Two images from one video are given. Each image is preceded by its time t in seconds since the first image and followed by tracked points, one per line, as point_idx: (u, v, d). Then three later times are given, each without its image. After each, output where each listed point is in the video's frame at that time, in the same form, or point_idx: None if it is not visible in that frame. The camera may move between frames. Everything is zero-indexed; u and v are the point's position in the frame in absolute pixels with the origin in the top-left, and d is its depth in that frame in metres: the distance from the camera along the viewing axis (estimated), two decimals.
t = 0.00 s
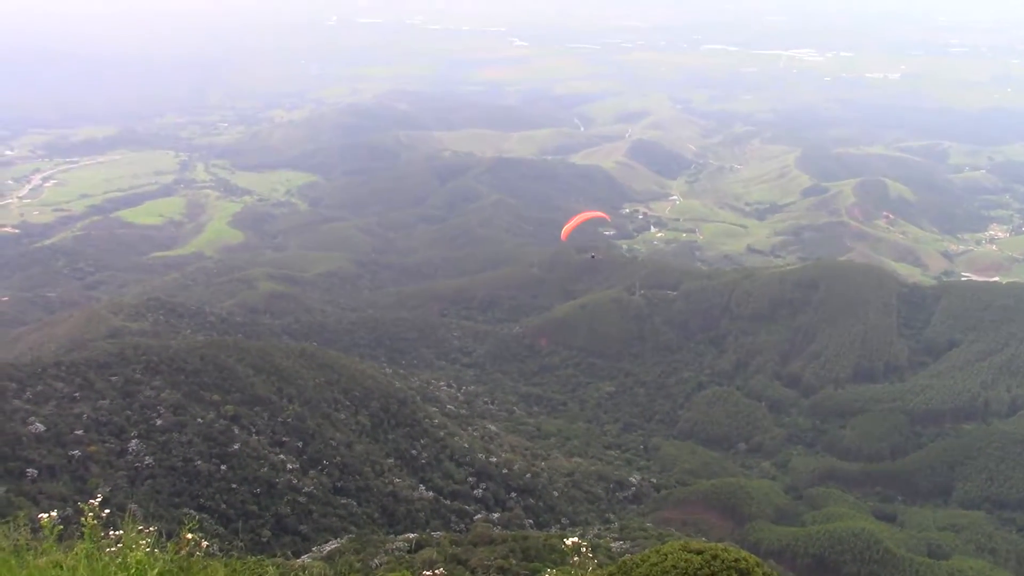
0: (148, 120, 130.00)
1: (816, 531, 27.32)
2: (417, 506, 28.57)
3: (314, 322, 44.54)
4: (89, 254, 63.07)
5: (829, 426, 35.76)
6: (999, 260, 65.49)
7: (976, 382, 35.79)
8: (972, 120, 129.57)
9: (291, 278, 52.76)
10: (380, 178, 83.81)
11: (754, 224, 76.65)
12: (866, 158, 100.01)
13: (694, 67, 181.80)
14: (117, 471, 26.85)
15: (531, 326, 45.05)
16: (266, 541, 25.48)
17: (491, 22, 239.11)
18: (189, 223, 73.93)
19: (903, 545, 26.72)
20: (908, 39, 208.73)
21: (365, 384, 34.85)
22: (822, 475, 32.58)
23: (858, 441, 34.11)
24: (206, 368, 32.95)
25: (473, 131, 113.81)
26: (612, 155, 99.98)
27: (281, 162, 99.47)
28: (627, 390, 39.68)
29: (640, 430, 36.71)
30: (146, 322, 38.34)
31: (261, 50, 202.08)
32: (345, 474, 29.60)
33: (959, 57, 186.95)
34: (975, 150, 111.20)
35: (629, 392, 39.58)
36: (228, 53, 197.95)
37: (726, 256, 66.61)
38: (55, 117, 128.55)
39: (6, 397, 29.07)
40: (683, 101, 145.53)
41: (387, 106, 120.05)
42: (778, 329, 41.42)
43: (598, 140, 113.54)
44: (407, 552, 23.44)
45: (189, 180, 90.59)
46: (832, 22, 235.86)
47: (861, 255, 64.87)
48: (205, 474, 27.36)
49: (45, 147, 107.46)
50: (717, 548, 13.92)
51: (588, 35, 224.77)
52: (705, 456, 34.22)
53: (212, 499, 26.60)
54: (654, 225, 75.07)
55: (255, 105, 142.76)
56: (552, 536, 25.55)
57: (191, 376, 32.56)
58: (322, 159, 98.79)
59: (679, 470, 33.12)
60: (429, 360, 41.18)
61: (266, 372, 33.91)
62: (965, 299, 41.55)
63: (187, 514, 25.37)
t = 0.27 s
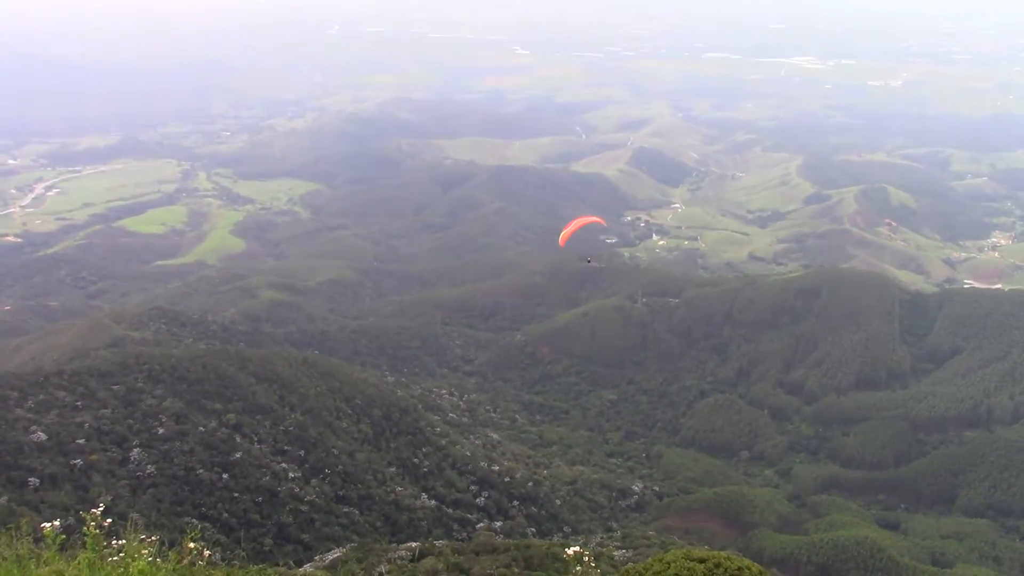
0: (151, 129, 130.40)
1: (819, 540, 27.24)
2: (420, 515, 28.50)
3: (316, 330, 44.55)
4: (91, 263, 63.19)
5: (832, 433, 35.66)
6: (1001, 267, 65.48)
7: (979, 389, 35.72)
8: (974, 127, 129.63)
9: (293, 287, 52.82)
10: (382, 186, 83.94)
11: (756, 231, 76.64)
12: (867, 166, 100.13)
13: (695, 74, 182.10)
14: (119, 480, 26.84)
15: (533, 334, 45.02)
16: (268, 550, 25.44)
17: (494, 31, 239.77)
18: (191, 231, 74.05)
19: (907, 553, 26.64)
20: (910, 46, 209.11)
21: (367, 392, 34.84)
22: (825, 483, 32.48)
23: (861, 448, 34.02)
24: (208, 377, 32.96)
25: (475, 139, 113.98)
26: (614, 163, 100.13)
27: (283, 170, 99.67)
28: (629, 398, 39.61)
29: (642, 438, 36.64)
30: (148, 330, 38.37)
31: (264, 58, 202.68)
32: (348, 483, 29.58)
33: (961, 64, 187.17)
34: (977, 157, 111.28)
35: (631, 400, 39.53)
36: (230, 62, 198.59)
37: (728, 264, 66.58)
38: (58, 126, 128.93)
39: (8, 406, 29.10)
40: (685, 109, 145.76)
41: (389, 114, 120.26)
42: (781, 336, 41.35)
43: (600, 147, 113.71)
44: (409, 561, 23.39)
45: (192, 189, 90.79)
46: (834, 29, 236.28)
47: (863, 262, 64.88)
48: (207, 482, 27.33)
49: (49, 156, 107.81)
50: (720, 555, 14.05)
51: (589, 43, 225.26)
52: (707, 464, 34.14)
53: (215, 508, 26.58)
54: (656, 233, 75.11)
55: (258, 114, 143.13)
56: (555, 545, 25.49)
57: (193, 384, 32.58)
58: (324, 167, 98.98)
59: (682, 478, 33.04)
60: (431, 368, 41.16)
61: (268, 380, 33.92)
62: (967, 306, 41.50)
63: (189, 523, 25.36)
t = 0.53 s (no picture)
0: (155, 134, 130.66)
1: (821, 548, 27.17)
2: (421, 521, 28.47)
3: (319, 336, 44.59)
4: (94, 268, 63.26)
5: (834, 442, 35.59)
6: (1004, 277, 65.46)
7: (982, 398, 35.68)
8: (977, 136, 129.66)
9: (296, 293, 52.83)
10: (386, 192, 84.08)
11: (759, 239, 76.70)
12: (870, 175, 100.18)
13: (699, 82, 182.47)
14: (120, 485, 26.85)
15: (535, 341, 44.98)
16: (269, 556, 25.42)
17: (497, 38, 240.32)
18: (194, 237, 74.14)
19: (909, 562, 26.59)
20: (913, 55, 209.48)
21: (369, 398, 34.85)
22: (828, 491, 32.39)
23: (863, 457, 33.94)
24: (210, 382, 32.97)
25: (478, 146, 114.18)
26: (617, 170, 100.23)
27: (287, 176, 99.81)
28: (631, 406, 39.57)
29: (644, 446, 36.60)
30: (150, 335, 38.38)
31: (268, 64, 203.10)
32: (349, 489, 29.56)
33: (964, 73, 187.32)
34: (980, 167, 111.30)
35: (634, 407, 39.46)
36: (235, 68, 199.15)
37: (731, 271, 66.62)
38: (62, 131, 129.23)
39: (10, 410, 29.15)
40: (688, 117, 145.92)
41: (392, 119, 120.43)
42: (783, 344, 41.31)
43: (603, 155, 113.87)
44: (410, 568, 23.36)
45: (195, 194, 90.91)
46: (837, 38, 236.75)
47: (866, 270, 64.88)
48: (208, 487, 27.32)
49: (53, 161, 108.05)
50: (721, 564, 14.20)
51: (593, 51, 225.56)
52: (709, 472, 34.08)
53: (216, 513, 26.57)
54: (659, 241, 75.17)
55: (262, 120, 143.44)
56: (556, 552, 25.46)
57: (195, 390, 32.61)
58: (328, 174, 99.16)
59: (683, 485, 33.00)
60: (433, 374, 41.15)
61: (270, 385, 33.93)
62: (970, 316, 41.48)
63: (190, 528, 25.34)
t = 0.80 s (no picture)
0: (160, 138, 131.00)
1: (826, 554, 27.07)
2: (425, 526, 28.43)
3: (323, 341, 44.60)
4: (100, 272, 63.40)
5: (839, 448, 35.47)
6: (1010, 283, 65.36)
7: (987, 405, 35.59)
8: (982, 142, 129.58)
9: (301, 297, 52.88)
10: (390, 196, 84.17)
11: (764, 245, 76.66)
12: (875, 180, 100.13)
13: (703, 88, 182.59)
14: (125, 489, 26.88)
15: (539, 346, 44.96)
16: (273, 561, 25.41)
17: (503, 43, 240.68)
18: (199, 241, 74.28)
19: (914, 568, 26.51)
20: (917, 61, 209.54)
21: (373, 402, 34.86)
22: (832, 497, 32.30)
23: (868, 463, 33.85)
24: (215, 387, 33.02)
25: (483, 151, 114.28)
26: (622, 175, 100.29)
27: (291, 180, 99.97)
28: (636, 411, 39.49)
29: (649, 451, 36.54)
30: (155, 339, 38.44)
31: (273, 69, 203.62)
32: (353, 494, 29.54)
33: (970, 78, 187.23)
34: (986, 172, 111.18)
35: (638, 412, 39.40)
36: (241, 73, 199.62)
37: (736, 277, 66.57)
38: (68, 135, 129.61)
39: (15, 415, 29.22)
40: (693, 122, 146.00)
41: (397, 124, 120.56)
42: (788, 350, 41.23)
43: (608, 160, 113.93)
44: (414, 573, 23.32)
45: (200, 198, 91.12)
46: (841, 43, 236.83)
47: (871, 276, 64.81)
48: (213, 492, 27.34)
49: (58, 165, 108.40)
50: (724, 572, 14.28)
51: (598, 56, 225.79)
52: (714, 477, 34.00)
53: (220, 517, 26.58)
54: (663, 246, 75.17)
55: (267, 125, 143.67)
56: (560, 557, 25.40)
57: (199, 394, 32.63)
58: (333, 179, 99.30)
59: (688, 492, 32.94)
60: (437, 379, 41.12)
61: (274, 390, 33.96)
62: (975, 322, 41.42)
63: (194, 533, 25.34)
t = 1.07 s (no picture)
0: (170, 139, 131.39)
1: (831, 560, 27.04)
2: (430, 529, 28.41)
3: (331, 343, 44.66)
4: (108, 272, 63.58)
5: (845, 453, 35.36)
6: (1019, 290, 65.18)
7: (995, 411, 35.45)
8: (992, 148, 129.28)
9: (308, 299, 52.98)
10: (398, 199, 84.28)
11: (771, 250, 76.58)
12: (884, 186, 100.02)
13: (711, 92, 182.51)
14: (131, 490, 26.95)
15: (546, 350, 44.94)
16: (278, 562, 25.42)
17: (512, 47, 240.93)
18: (207, 242, 74.46)
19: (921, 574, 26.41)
20: (926, 66, 209.18)
21: (380, 404, 34.89)
22: (839, 503, 32.21)
23: (874, 469, 33.76)
24: (222, 388, 33.08)
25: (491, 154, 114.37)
26: (630, 179, 100.27)
27: (299, 182, 100.16)
28: (642, 415, 39.45)
29: (655, 456, 36.47)
30: (163, 340, 38.53)
31: (283, 72, 204.17)
32: (359, 496, 29.55)
33: (980, 84, 186.81)
34: (995, 178, 110.88)
35: (645, 417, 39.31)
36: (249, 74, 200.13)
37: (744, 281, 66.49)
38: (78, 136, 130.06)
39: (23, 414, 29.34)
40: (701, 127, 145.93)
41: (405, 126, 120.77)
42: (795, 355, 41.15)
43: (616, 164, 113.93)
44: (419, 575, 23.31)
45: (208, 200, 91.35)
46: (850, 48, 236.54)
47: (879, 281, 64.71)
48: (219, 493, 27.38)
49: (68, 165, 108.80)
50: None
51: (607, 60, 225.89)
52: (720, 482, 33.94)
53: (226, 518, 26.61)
54: (670, 250, 75.12)
55: (275, 127, 143.97)
56: (565, 561, 25.35)
57: (206, 395, 32.70)
58: (341, 181, 99.49)
59: (694, 496, 32.88)
60: (444, 382, 41.13)
61: (281, 392, 34.02)
62: (983, 328, 41.32)
63: (200, 533, 25.37)
